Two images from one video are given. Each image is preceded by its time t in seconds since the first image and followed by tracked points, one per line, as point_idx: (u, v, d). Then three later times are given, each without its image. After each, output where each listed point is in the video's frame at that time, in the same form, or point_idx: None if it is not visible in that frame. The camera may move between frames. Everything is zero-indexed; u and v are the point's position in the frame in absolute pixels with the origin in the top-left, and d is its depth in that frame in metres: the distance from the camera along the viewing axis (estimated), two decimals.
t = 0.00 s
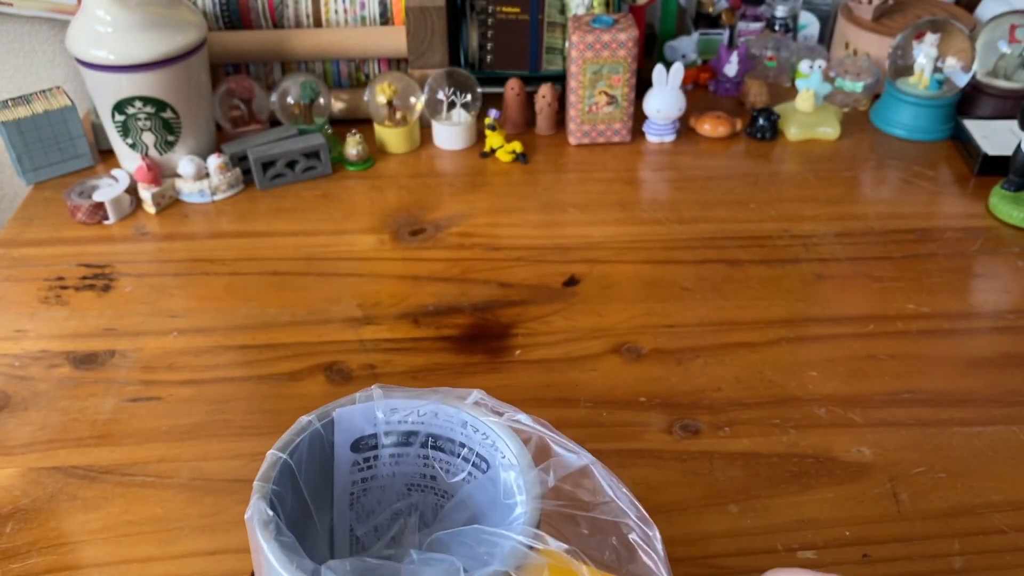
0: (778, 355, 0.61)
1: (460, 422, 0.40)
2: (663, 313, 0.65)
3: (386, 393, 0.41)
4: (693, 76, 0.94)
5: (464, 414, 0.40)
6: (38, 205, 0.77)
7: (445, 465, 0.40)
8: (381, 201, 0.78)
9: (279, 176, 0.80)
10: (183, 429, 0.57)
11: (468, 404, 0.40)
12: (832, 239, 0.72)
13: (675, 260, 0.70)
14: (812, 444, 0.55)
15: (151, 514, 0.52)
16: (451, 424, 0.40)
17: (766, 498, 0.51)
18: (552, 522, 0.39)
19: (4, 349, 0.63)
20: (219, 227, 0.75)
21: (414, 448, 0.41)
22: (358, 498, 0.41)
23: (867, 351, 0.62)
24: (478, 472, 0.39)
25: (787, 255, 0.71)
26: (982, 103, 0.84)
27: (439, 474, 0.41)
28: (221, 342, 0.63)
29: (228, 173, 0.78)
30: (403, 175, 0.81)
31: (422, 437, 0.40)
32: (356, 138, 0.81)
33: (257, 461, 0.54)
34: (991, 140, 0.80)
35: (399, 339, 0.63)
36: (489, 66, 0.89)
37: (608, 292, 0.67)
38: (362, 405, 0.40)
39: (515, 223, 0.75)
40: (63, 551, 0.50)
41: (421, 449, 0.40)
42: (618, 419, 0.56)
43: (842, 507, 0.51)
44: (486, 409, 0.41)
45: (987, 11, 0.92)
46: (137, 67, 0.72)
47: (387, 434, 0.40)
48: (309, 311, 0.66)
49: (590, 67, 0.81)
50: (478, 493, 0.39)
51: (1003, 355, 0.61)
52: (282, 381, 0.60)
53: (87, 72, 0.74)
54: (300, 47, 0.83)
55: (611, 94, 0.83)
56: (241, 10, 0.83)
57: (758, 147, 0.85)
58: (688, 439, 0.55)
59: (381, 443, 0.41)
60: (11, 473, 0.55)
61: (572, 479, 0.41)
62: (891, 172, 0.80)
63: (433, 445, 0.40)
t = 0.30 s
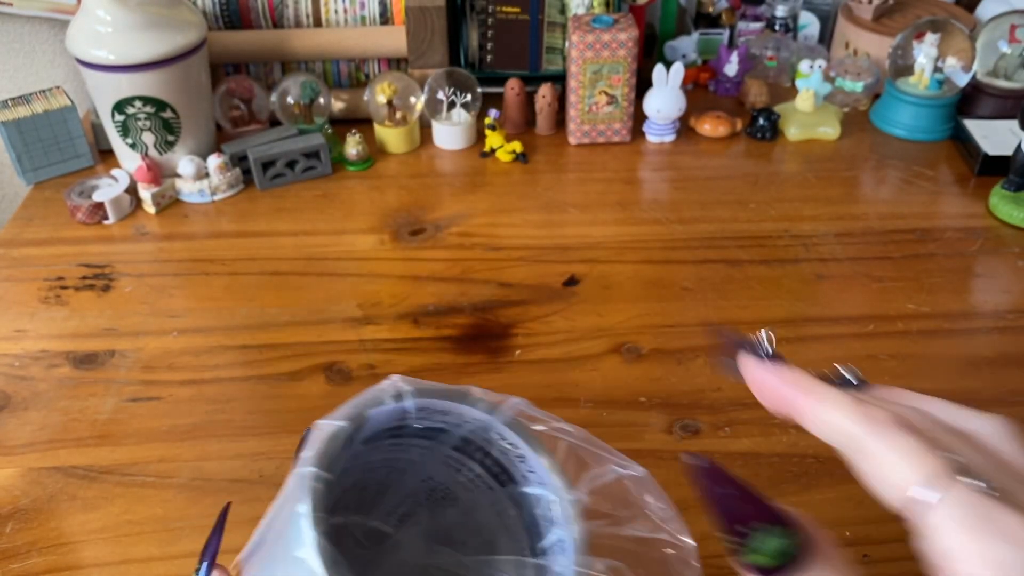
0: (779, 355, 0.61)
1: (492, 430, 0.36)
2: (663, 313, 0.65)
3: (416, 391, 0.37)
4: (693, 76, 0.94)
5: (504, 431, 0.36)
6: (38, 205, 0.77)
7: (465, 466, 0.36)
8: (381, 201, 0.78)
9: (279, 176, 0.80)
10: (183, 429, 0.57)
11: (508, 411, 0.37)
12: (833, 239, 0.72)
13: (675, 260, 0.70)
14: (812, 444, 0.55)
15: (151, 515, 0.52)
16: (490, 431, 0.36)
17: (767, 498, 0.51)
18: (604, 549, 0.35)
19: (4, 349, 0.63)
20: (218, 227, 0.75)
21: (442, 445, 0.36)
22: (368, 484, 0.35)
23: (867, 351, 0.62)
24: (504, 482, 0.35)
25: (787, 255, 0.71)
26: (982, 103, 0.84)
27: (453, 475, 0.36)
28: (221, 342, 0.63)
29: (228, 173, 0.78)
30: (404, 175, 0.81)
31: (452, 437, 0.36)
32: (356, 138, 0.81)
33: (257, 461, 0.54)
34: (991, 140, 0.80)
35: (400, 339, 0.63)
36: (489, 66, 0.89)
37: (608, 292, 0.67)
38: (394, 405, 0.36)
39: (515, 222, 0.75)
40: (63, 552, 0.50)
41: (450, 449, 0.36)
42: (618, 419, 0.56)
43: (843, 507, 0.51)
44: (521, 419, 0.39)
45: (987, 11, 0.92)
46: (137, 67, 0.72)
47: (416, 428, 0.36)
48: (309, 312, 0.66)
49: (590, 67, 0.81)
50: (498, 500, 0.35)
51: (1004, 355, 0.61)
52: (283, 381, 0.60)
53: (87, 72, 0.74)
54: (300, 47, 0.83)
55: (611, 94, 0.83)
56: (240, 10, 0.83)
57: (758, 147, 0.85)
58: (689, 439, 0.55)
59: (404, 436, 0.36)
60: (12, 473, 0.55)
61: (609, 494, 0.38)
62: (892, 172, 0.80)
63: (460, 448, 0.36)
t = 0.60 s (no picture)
0: (778, 355, 0.61)
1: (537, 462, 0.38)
2: (663, 313, 0.65)
3: (462, 420, 0.37)
4: (693, 76, 0.94)
5: (548, 464, 0.37)
6: (38, 205, 0.77)
7: (505, 493, 0.39)
8: (381, 201, 0.78)
9: (279, 176, 0.80)
10: (183, 429, 0.57)
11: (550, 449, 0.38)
12: (832, 239, 0.72)
13: (674, 260, 0.70)
14: (812, 444, 0.55)
15: (151, 515, 0.52)
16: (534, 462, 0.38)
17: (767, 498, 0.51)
18: None
19: (3, 349, 0.63)
20: (218, 227, 0.75)
21: (484, 473, 0.39)
22: (411, 501, 0.38)
23: (867, 351, 0.62)
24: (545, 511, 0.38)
25: (787, 255, 0.71)
26: (982, 103, 0.84)
27: (491, 500, 0.39)
28: (221, 342, 0.63)
29: (229, 173, 0.78)
30: (403, 175, 0.81)
31: (493, 466, 0.38)
32: (356, 138, 0.81)
33: (257, 461, 0.54)
34: (991, 140, 0.80)
35: (400, 339, 0.63)
36: (489, 66, 0.89)
37: (607, 292, 0.67)
38: (437, 434, 0.37)
39: (515, 222, 0.75)
40: (63, 552, 0.50)
41: (493, 476, 0.39)
42: (618, 419, 0.56)
43: (842, 507, 0.51)
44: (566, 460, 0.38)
45: (987, 11, 0.92)
46: (137, 67, 0.72)
47: (458, 454, 0.38)
48: (309, 311, 0.66)
49: (590, 67, 0.81)
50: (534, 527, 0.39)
51: (1003, 355, 0.61)
52: (283, 381, 0.60)
53: (87, 72, 0.74)
54: (301, 47, 0.83)
55: (611, 94, 0.83)
56: (240, 10, 0.83)
57: (758, 147, 0.85)
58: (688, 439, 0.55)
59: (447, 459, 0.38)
60: (12, 473, 0.55)
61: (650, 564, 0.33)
62: (891, 172, 0.80)
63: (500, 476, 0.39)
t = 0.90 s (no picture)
0: (777, 355, 0.61)
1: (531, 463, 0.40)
2: (663, 313, 0.65)
3: (468, 420, 0.40)
4: (692, 77, 0.94)
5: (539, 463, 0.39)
6: (39, 205, 0.77)
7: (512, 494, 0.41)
8: (381, 201, 0.78)
9: (280, 176, 0.80)
10: (184, 428, 0.57)
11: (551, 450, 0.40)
12: (831, 240, 0.73)
13: (674, 260, 0.71)
14: (812, 444, 0.55)
15: (152, 514, 0.52)
16: (529, 464, 0.40)
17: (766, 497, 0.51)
18: None
19: (4, 349, 0.63)
20: (219, 228, 0.75)
21: (486, 474, 0.41)
22: (426, 500, 0.41)
23: (866, 351, 0.62)
24: (544, 512, 0.40)
25: (786, 255, 0.71)
26: (981, 103, 0.85)
27: (503, 501, 0.41)
28: (221, 342, 0.63)
29: (230, 174, 0.78)
30: (404, 176, 0.81)
31: (492, 468, 0.40)
32: (356, 138, 0.82)
33: (258, 460, 0.55)
34: (990, 140, 0.80)
35: (400, 339, 0.63)
36: (489, 67, 0.89)
37: (607, 292, 0.68)
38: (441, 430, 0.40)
39: (515, 223, 0.75)
40: (65, 551, 0.50)
41: (494, 477, 0.41)
42: (618, 418, 0.57)
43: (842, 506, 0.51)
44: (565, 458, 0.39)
45: (987, 11, 0.92)
46: (138, 67, 0.73)
47: (460, 456, 0.40)
48: (309, 311, 0.66)
49: (590, 68, 0.81)
50: (535, 528, 0.40)
51: (1002, 355, 0.62)
52: (283, 381, 0.60)
53: (88, 72, 0.74)
54: (301, 48, 0.84)
55: (610, 95, 0.83)
56: (241, 11, 0.83)
57: (757, 147, 0.85)
58: (688, 438, 0.55)
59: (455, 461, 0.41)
60: (13, 472, 0.55)
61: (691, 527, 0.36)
62: (890, 172, 0.81)
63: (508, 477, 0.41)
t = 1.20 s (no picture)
0: (779, 355, 0.61)
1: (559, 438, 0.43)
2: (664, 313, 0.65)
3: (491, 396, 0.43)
4: (693, 76, 0.94)
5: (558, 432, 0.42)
6: (38, 205, 0.77)
7: (529, 470, 0.43)
8: (381, 201, 0.78)
9: (279, 175, 0.79)
10: (183, 429, 0.57)
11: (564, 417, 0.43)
12: (832, 239, 0.72)
13: (674, 260, 0.70)
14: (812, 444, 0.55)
15: (151, 515, 0.52)
16: (552, 438, 0.43)
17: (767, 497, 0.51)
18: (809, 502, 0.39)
19: (3, 349, 0.63)
20: (218, 227, 0.75)
21: (506, 452, 0.43)
22: (445, 486, 0.43)
23: (867, 351, 0.62)
24: (566, 485, 0.43)
25: (787, 255, 0.71)
26: (982, 103, 0.84)
27: (519, 479, 0.43)
28: (220, 342, 0.63)
29: (229, 173, 0.78)
30: (403, 175, 0.81)
31: (515, 445, 0.43)
32: (356, 138, 0.81)
33: (257, 461, 0.54)
34: (991, 140, 0.80)
35: (400, 339, 0.63)
36: (489, 67, 0.89)
37: (608, 292, 0.67)
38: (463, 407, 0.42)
39: (515, 222, 0.75)
40: (64, 551, 0.50)
41: (515, 455, 0.43)
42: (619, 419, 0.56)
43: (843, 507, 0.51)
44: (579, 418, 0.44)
45: (987, 11, 0.92)
46: (137, 67, 0.72)
47: (483, 435, 0.42)
48: (308, 312, 0.66)
49: (590, 67, 0.81)
50: (555, 499, 0.43)
51: (1004, 355, 0.61)
52: (282, 382, 0.60)
53: (87, 72, 0.73)
54: (301, 47, 0.83)
55: (611, 94, 0.83)
56: (240, 10, 0.83)
57: (758, 147, 0.85)
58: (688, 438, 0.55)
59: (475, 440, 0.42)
60: (12, 473, 0.55)
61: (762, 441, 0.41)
62: (891, 172, 0.80)
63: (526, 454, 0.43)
